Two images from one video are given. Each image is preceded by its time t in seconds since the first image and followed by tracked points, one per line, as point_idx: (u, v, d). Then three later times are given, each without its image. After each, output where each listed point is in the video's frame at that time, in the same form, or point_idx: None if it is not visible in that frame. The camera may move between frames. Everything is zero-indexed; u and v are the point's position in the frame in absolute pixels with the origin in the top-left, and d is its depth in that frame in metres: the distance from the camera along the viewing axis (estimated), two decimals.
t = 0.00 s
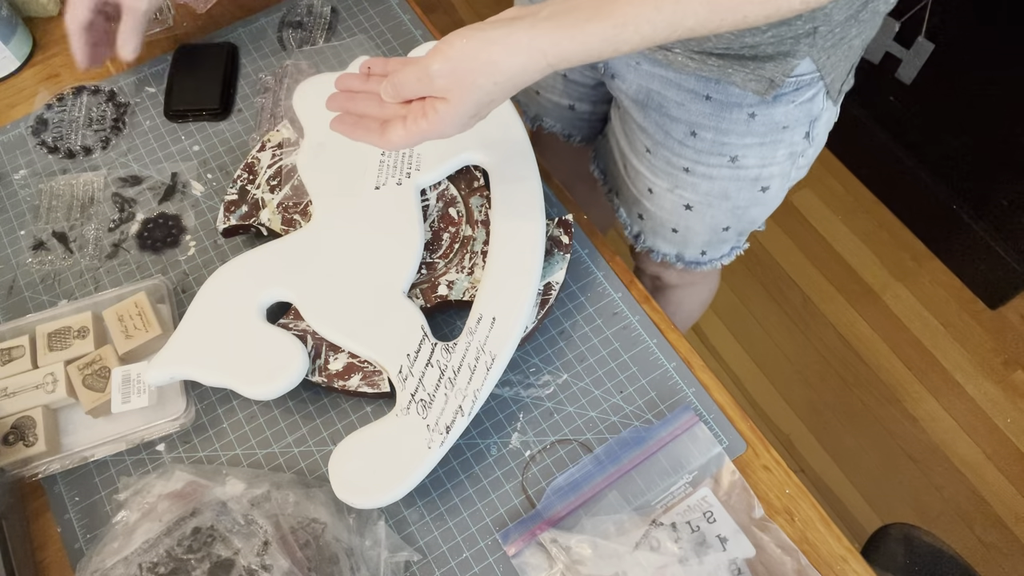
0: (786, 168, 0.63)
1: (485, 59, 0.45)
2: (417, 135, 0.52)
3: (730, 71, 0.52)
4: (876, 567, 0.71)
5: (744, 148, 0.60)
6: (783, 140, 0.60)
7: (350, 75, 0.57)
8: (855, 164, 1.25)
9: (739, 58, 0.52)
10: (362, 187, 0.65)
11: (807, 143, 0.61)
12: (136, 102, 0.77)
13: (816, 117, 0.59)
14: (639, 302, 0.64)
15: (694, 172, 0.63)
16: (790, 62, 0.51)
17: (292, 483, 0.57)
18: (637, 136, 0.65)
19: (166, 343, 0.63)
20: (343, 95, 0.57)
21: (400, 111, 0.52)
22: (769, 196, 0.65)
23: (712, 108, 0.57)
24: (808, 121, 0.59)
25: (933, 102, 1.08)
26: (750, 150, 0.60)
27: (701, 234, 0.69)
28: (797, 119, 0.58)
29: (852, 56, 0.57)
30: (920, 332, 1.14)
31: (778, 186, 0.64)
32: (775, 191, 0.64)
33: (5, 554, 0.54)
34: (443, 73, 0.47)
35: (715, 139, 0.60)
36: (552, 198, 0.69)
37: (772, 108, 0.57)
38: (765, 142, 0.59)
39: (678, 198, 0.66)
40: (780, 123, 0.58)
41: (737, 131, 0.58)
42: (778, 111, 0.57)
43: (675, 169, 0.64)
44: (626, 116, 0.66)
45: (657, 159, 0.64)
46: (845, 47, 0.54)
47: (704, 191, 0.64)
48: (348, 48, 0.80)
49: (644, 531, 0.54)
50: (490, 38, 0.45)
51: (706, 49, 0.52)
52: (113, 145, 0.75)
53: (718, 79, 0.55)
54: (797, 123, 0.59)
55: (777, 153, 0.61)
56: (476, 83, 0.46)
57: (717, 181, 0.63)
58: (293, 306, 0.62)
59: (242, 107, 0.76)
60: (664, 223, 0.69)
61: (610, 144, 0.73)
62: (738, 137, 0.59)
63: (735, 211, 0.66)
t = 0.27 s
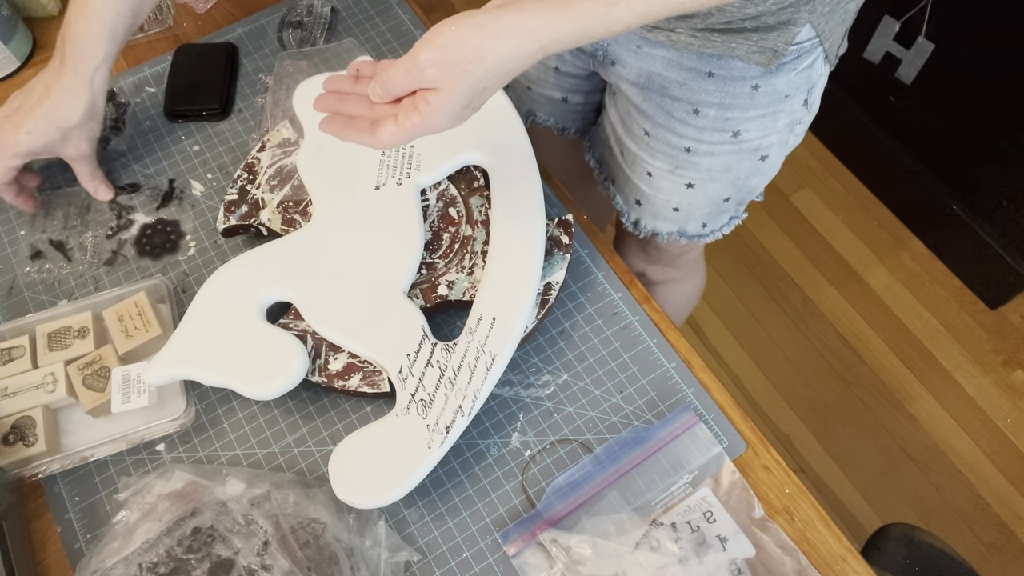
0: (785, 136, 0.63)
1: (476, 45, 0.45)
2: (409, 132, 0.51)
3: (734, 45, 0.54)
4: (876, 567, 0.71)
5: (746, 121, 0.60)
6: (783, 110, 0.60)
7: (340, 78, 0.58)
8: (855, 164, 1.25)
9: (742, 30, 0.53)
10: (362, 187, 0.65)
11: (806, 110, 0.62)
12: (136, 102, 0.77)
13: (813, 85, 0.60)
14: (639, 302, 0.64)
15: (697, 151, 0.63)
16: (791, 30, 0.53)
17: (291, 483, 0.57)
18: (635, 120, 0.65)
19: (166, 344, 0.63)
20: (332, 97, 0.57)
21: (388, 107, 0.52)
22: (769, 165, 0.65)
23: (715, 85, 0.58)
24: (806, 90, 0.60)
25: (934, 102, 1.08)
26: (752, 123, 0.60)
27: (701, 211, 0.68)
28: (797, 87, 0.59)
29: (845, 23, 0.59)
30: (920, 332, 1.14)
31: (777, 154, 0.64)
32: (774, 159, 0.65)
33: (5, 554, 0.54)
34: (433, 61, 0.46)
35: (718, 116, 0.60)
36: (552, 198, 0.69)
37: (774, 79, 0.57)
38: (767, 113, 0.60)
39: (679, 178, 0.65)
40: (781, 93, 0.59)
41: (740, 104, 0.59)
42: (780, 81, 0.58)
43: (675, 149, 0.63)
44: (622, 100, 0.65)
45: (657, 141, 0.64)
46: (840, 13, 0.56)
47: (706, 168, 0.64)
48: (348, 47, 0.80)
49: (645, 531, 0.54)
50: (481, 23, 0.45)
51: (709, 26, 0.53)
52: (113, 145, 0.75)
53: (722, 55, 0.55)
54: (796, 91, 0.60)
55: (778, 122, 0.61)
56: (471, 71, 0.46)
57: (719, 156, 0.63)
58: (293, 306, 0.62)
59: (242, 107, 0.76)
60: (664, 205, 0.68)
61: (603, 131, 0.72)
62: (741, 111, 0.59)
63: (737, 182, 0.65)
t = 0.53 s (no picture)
0: (791, 145, 0.63)
1: (463, 69, 0.46)
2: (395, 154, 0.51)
3: (740, 54, 0.53)
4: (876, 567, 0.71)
5: (752, 131, 0.60)
6: (789, 120, 0.60)
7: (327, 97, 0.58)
8: (855, 164, 1.25)
9: (750, 39, 0.53)
10: (362, 187, 0.65)
11: (812, 120, 0.62)
12: (136, 102, 0.77)
13: (821, 95, 0.60)
14: (639, 302, 0.64)
15: (701, 158, 0.62)
16: (799, 40, 0.52)
17: (291, 483, 0.57)
18: (639, 125, 0.64)
19: (166, 343, 0.63)
20: (319, 117, 0.56)
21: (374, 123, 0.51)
22: (774, 173, 0.65)
23: (721, 93, 0.57)
24: (812, 100, 0.60)
25: (934, 102, 1.08)
26: (758, 132, 0.60)
27: (705, 217, 0.68)
28: (804, 97, 0.59)
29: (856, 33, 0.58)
30: (920, 331, 1.14)
31: (782, 163, 0.64)
32: (779, 167, 0.64)
33: (5, 554, 0.54)
34: (419, 84, 0.47)
35: (724, 124, 0.59)
36: (552, 198, 0.69)
37: (782, 88, 0.57)
38: (773, 122, 0.59)
39: (682, 184, 0.65)
40: (788, 103, 0.58)
41: (747, 113, 0.58)
42: (787, 90, 0.57)
43: (680, 156, 0.63)
44: (627, 105, 0.65)
45: (661, 147, 0.63)
46: (849, 23, 0.55)
47: (710, 176, 0.63)
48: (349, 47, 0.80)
49: (645, 531, 0.54)
50: (468, 49, 0.46)
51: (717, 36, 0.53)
52: (113, 145, 0.75)
53: (729, 62, 0.55)
54: (803, 101, 0.59)
55: (784, 132, 0.61)
56: (456, 94, 0.46)
57: (724, 164, 0.62)
58: (293, 306, 0.62)
59: (242, 107, 0.76)
60: (666, 211, 0.69)
61: (609, 137, 0.72)
62: (747, 121, 0.59)
63: (741, 191, 0.65)
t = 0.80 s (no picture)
0: (776, 169, 0.63)
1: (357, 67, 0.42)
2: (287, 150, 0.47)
3: (723, 71, 0.51)
4: (877, 568, 0.71)
5: (735, 149, 0.60)
6: (774, 142, 0.60)
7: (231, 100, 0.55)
8: (856, 164, 1.25)
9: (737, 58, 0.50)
10: (362, 187, 0.65)
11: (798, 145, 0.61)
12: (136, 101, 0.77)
13: (808, 120, 0.59)
14: (639, 302, 0.64)
15: (684, 172, 0.63)
16: (782, 62, 0.50)
17: (292, 483, 0.57)
18: (629, 133, 0.65)
19: (166, 344, 0.63)
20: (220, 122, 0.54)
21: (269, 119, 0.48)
22: (758, 195, 0.65)
23: (705, 108, 0.57)
24: (800, 124, 0.59)
25: (934, 102, 1.08)
26: (741, 151, 0.60)
27: (689, 231, 0.70)
28: (789, 120, 0.58)
29: (851, 59, 0.57)
30: (920, 331, 1.14)
31: (768, 185, 0.64)
32: (764, 190, 0.64)
33: (5, 554, 0.54)
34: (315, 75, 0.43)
35: (707, 140, 0.59)
36: (552, 198, 0.69)
37: (765, 109, 0.56)
38: (757, 143, 0.59)
39: (667, 196, 0.66)
40: (773, 125, 0.58)
41: (730, 131, 0.58)
42: (770, 112, 0.56)
43: (665, 168, 0.64)
44: (619, 112, 0.65)
45: (648, 157, 0.64)
46: (839, 50, 0.53)
47: (693, 192, 0.64)
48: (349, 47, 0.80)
49: (645, 531, 0.54)
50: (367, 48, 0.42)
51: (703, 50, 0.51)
52: (114, 145, 0.75)
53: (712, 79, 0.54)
54: (789, 124, 0.59)
55: (768, 154, 0.61)
56: (347, 92, 0.42)
57: (707, 180, 0.63)
58: (293, 306, 0.62)
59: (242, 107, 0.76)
60: (651, 220, 0.70)
61: (603, 144, 0.73)
62: (730, 138, 0.59)
63: (724, 208, 0.66)
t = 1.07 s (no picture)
0: (762, 165, 0.61)
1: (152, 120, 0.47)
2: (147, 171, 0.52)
3: (707, 57, 0.52)
4: (877, 568, 0.71)
5: (719, 139, 0.59)
6: (759, 136, 0.58)
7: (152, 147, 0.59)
8: (856, 164, 1.25)
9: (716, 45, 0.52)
10: (361, 187, 0.65)
11: (786, 143, 0.60)
12: (136, 102, 0.77)
13: (795, 116, 0.57)
14: (639, 302, 0.64)
15: (670, 160, 0.62)
16: (766, 53, 0.51)
17: (291, 483, 0.57)
18: (622, 118, 0.65)
19: (166, 343, 0.63)
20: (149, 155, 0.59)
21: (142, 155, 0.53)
22: (746, 189, 0.64)
23: (691, 94, 0.56)
24: (787, 119, 0.57)
25: (934, 102, 1.08)
26: (725, 142, 0.59)
27: (674, 221, 0.69)
28: (774, 114, 0.57)
29: (841, 57, 0.55)
30: (920, 331, 1.14)
31: (755, 181, 0.63)
32: (750, 186, 0.63)
33: (5, 554, 0.54)
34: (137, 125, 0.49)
35: (692, 127, 0.59)
36: (552, 198, 0.69)
37: (749, 100, 0.55)
38: (741, 135, 0.58)
39: (653, 184, 0.66)
40: (756, 117, 0.57)
41: (713, 119, 0.57)
42: (755, 104, 0.55)
43: (653, 154, 0.63)
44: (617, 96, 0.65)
45: (637, 141, 0.64)
46: (825, 45, 0.52)
47: (679, 180, 0.64)
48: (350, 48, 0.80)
49: (645, 531, 0.54)
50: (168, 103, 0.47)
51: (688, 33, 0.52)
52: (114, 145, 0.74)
53: (697, 63, 0.53)
54: (775, 119, 0.57)
55: (753, 147, 0.59)
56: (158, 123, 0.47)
57: (692, 169, 0.62)
58: (293, 306, 0.62)
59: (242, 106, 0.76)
60: (641, 207, 0.69)
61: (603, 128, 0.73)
62: (714, 128, 0.58)
63: (711, 200, 0.65)
